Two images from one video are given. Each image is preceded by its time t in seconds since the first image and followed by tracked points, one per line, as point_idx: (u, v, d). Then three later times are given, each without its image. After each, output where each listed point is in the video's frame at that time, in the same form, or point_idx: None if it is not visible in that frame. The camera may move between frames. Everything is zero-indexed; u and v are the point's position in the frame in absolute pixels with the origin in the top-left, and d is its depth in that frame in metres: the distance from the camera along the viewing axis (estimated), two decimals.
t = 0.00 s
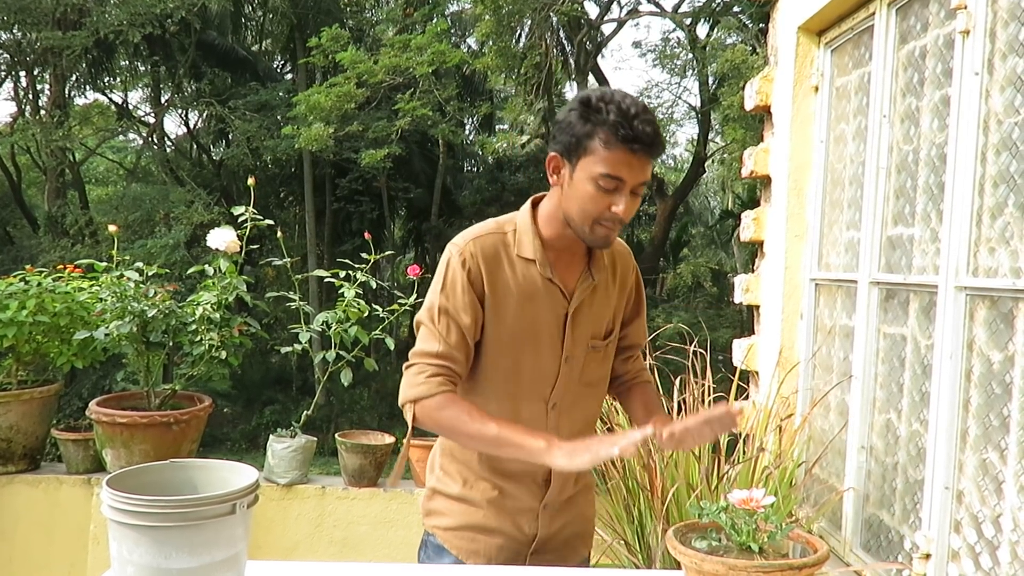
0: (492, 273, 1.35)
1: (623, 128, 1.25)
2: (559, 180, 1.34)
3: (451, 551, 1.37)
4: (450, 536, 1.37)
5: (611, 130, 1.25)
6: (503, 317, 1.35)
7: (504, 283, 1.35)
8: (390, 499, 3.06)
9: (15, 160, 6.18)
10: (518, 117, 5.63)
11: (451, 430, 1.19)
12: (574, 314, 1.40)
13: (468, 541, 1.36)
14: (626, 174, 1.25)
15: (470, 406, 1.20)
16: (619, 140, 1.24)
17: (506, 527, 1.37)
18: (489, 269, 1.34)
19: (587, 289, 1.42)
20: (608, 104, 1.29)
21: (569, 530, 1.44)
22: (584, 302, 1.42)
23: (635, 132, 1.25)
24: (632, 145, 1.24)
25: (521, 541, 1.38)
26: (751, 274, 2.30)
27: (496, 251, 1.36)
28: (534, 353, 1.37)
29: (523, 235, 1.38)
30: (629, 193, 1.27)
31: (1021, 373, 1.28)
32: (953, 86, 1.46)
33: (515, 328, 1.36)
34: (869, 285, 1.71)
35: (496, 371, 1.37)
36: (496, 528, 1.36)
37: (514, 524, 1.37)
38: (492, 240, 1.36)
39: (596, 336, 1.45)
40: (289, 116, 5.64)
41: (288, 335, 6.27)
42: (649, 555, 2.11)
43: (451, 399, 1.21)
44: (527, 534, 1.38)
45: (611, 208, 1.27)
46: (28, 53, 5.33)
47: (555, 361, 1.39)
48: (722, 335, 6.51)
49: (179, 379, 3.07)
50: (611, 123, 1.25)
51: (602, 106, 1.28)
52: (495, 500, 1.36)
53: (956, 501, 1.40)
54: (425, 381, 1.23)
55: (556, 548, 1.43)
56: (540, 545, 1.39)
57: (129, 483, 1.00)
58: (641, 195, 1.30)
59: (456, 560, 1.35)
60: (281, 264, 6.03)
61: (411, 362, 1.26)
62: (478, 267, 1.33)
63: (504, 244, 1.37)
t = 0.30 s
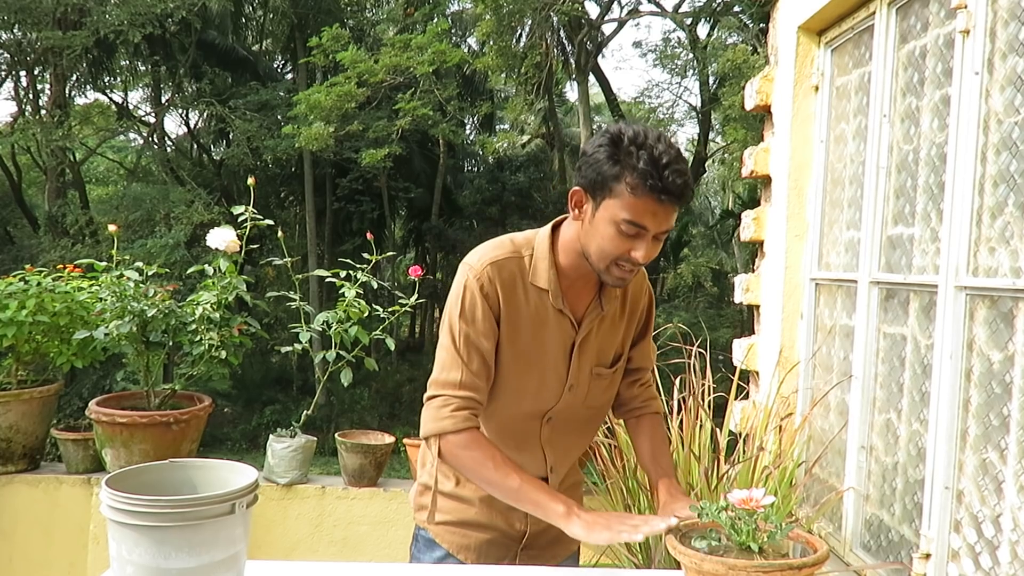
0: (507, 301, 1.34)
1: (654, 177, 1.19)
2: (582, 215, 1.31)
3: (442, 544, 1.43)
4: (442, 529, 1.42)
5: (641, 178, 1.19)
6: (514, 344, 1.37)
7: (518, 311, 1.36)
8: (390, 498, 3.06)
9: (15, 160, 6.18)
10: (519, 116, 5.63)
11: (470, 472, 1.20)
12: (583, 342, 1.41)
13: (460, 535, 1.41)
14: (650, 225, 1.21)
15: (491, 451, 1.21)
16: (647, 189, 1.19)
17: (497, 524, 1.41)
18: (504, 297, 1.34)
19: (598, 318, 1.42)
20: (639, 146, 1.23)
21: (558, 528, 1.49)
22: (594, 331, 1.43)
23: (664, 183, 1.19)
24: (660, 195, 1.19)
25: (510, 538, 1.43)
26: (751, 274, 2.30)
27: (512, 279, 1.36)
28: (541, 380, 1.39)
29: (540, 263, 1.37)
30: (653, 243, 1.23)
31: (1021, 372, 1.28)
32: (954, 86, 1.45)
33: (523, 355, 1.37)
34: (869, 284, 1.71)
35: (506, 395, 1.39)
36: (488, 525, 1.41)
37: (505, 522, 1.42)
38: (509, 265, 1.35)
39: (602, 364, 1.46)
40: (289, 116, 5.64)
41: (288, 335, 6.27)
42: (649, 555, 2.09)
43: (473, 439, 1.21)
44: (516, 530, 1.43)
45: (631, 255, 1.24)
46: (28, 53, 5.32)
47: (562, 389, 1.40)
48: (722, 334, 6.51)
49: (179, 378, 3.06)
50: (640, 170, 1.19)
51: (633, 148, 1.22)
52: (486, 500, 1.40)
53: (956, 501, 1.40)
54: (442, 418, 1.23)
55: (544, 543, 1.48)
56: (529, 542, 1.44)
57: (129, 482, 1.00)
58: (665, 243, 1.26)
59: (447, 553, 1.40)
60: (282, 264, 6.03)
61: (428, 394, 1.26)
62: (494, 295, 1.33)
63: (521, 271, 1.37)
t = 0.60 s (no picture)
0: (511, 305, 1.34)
1: (663, 183, 1.18)
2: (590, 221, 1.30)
3: (441, 544, 1.43)
4: (440, 529, 1.42)
5: (650, 185, 1.18)
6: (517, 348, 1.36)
7: (523, 317, 1.36)
8: (389, 498, 3.06)
9: (14, 160, 6.17)
10: (518, 116, 5.61)
11: (470, 476, 1.20)
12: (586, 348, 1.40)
13: (460, 535, 1.41)
14: (658, 231, 1.21)
15: (491, 456, 1.20)
16: (655, 195, 1.18)
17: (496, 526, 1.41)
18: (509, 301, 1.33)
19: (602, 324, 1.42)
20: (649, 152, 1.22)
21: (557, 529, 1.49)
22: (598, 337, 1.42)
23: (673, 190, 1.18)
24: (669, 202, 1.19)
25: (510, 538, 1.43)
26: (750, 273, 2.30)
27: (518, 284, 1.35)
28: (543, 387, 1.38)
29: (546, 267, 1.36)
30: (659, 247, 1.22)
31: (1021, 372, 1.28)
32: (953, 85, 1.45)
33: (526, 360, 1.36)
34: (869, 284, 1.71)
35: (509, 400, 1.39)
36: (488, 526, 1.41)
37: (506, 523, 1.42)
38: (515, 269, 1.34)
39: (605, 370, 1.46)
40: (289, 115, 5.64)
41: (287, 335, 6.26)
42: (648, 555, 2.09)
43: (474, 444, 1.21)
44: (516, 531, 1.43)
45: (637, 261, 1.24)
46: (27, 53, 5.31)
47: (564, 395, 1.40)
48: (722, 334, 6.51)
49: (178, 378, 3.06)
50: (649, 176, 1.18)
51: (643, 154, 1.22)
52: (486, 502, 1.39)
53: (956, 500, 1.40)
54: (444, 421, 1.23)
55: (544, 544, 1.48)
56: (530, 541, 1.44)
57: (128, 482, 1.00)
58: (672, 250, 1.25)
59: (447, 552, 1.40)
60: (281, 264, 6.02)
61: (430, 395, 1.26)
62: (499, 299, 1.32)
63: (527, 277, 1.36)
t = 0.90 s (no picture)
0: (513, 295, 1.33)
1: (631, 125, 1.21)
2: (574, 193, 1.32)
3: (446, 547, 1.41)
4: (444, 532, 1.40)
5: (618, 129, 1.21)
6: (520, 340, 1.35)
7: (525, 308, 1.35)
8: (389, 498, 3.06)
9: (15, 160, 6.17)
10: (518, 116, 5.60)
11: (469, 464, 1.19)
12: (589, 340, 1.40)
13: (464, 539, 1.39)
14: (639, 174, 1.21)
15: (489, 442, 1.19)
16: (623, 135, 1.21)
17: (501, 529, 1.39)
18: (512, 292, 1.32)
19: (604, 313, 1.41)
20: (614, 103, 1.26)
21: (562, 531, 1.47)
22: (601, 327, 1.41)
23: (640, 126, 1.21)
24: (638, 138, 1.21)
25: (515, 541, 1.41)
26: (750, 272, 2.29)
27: (519, 275, 1.34)
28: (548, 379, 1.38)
29: (547, 255, 1.36)
30: (643, 189, 1.21)
31: (1021, 370, 1.27)
32: (954, 83, 1.45)
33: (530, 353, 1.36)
34: (869, 283, 1.71)
35: (512, 393, 1.37)
36: (491, 528, 1.39)
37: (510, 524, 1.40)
38: (517, 259, 1.34)
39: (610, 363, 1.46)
40: (288, 115, 5.64)
41: (287, 335, 6.26)
42: (649, 554, 2.09)
43: (472, 431, 1.20)
44: (521, 534, 1.41)
45: (624, 208, 1.21)
46: (27, 53, 5.31)
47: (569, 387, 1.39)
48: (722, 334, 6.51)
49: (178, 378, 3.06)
50: (614, 120, 1.22)
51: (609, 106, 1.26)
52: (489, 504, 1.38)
53: (956, 499, 1.40)
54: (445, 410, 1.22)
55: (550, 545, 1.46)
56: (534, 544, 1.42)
57: (128, 482, 1.00)
58: (659, 197, 1.24)
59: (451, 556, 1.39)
60: (281, 263, 6.02)
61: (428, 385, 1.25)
62: (502, 288, 1.31)
63: (528, 267, 1.35)
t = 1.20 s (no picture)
0: (490, 257, 1.33)
1: (570, 74, 1.29)
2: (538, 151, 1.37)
3: (457, 557, 1.36)
4: (455, 541, 1.36)
5: (559, 81, 1.29)
6: (503, 302, 1.33)
7: (505, 269, 1.33)
8: (389, 497, 3.06)
9: (15, 160, 6.16)
10: (519, 116, 5.60)
11: (448, 405, 1.23)
12: (578, 299, 1.35)
13: (473, 547, 1.35)
14: (583, 113, 1.26)
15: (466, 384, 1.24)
16: (563, 79, 1.29)
17: (512, 536, 1.34)
18: (488, 253, 1.33)
19: (592, 271, 1.37)
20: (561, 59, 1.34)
21: (581, 538, 1.39)
22: (590, 288, 1.37)
23: (578, 69, 1.28)
24: (577, 79, 1.28)
25: (529, 550, 1.34)
26: (751, 272, 2.29)
27: (495, 237, 1.34)
28: (537, 338, 1.33)
29: (524, 218, 1.36)
30: (588, 128, 1.26)
31: (1022, 370, 1.27)
32: (954, 83, 1.45)
33: (513, 311, 1.32)
34: (870, 283, 1.70)
35: (500, 361, 1.33)
36: (501, 533, 1.34)
37: (522, 529, 1.34)
38: (493, 225, 1.35)
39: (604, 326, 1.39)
40: (289, 115, 5.64)
41: (288, 334, 6.26)
42: (649, 553, 2.09)
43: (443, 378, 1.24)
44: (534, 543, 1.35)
45: (571, 146, 1.26)
46: (28, 52, 5.31)
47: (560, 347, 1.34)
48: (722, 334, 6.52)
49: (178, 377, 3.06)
50: (555, 69, 1.30)
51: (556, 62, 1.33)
52: (498, 504, 1.34)
53: (957, 499, 1.40)
54: (416, 363, 1.26)
55: (568, 559, 1.38)
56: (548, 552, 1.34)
57: (129, 482, 1.00)
58: (610, 135, 1.28)
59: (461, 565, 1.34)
60: (281, 263, 6.02)
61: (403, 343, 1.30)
62: (476, 250, 1.32)
63: (506, 231, 1.35)
